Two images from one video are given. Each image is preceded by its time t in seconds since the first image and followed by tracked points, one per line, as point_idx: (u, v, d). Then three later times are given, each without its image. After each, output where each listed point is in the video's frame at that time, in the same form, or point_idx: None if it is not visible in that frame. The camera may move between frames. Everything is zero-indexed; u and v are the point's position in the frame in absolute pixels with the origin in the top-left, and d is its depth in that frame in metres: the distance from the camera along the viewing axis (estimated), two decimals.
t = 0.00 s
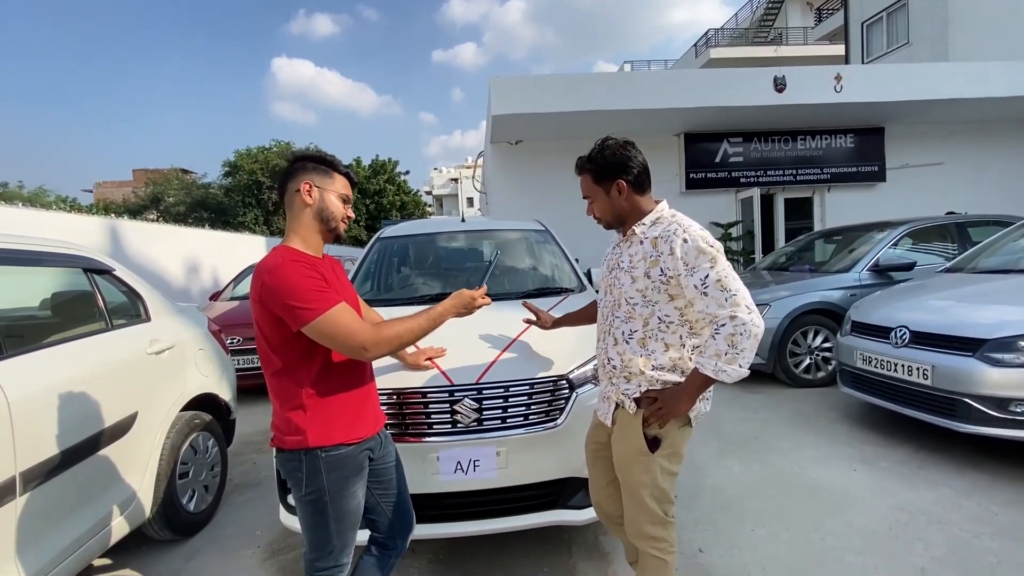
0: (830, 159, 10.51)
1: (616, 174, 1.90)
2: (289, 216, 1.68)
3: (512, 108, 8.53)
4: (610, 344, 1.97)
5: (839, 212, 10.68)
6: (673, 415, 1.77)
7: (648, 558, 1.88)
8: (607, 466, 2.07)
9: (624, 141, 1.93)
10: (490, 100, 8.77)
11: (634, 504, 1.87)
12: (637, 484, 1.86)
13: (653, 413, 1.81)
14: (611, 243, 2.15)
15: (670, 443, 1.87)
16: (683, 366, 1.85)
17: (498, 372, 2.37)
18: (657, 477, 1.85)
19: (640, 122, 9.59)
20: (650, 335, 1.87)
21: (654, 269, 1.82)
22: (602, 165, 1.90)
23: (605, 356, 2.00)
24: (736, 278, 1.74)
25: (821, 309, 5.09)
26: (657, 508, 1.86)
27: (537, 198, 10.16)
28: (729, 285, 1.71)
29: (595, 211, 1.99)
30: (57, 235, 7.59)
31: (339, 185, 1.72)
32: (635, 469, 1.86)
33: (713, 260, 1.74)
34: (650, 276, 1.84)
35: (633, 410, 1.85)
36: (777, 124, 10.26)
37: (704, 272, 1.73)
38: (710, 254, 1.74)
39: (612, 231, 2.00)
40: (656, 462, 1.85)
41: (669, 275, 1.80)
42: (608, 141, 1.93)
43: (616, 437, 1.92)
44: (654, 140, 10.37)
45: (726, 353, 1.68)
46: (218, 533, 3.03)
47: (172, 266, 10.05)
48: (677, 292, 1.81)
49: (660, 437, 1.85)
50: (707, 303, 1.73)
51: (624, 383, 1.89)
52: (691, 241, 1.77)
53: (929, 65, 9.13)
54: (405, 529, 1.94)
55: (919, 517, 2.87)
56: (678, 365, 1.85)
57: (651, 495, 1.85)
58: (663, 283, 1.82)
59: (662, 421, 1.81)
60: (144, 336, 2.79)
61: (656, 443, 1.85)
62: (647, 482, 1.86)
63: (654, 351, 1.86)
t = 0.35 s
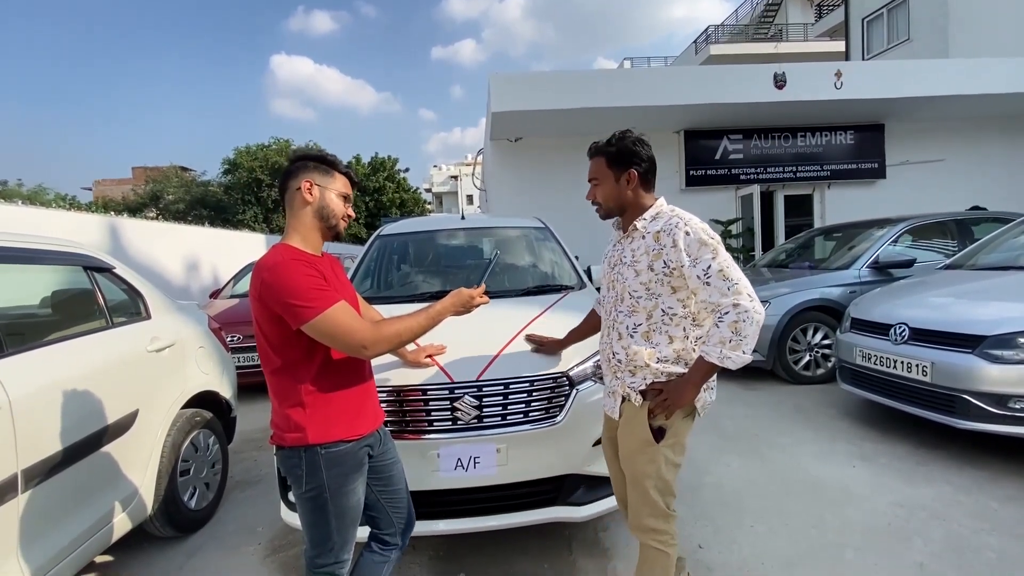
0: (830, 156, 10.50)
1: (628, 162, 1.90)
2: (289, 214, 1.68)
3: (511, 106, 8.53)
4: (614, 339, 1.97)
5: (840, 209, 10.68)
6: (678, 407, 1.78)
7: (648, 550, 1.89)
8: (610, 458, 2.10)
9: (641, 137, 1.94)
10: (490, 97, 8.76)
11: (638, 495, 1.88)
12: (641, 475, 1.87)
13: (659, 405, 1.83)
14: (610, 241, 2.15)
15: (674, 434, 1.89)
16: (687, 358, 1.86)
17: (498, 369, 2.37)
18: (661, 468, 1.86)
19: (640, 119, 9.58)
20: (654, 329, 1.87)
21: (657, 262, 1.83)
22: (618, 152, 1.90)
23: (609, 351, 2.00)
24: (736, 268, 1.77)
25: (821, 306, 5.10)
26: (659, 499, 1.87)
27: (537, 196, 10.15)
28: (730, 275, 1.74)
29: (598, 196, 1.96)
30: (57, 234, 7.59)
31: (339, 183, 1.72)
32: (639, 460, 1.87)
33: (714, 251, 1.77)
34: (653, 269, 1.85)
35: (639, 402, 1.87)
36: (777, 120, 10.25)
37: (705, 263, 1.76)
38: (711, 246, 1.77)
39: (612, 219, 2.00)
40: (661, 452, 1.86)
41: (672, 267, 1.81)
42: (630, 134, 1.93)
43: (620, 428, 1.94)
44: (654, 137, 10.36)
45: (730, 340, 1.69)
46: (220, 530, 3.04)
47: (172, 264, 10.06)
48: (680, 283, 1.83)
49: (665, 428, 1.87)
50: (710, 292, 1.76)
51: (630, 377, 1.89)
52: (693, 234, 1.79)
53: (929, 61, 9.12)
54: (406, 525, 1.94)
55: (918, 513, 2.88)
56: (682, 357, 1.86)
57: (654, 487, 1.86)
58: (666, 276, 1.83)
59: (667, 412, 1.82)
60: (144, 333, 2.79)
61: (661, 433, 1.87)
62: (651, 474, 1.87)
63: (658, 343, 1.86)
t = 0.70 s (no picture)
0: (831, 153, 10.49)
1: (654, 162, 1.96)
2: (284, 211, 1.68)
3: (510, 102, 8.52)
4: (626, 337, 1.98)
5: (840, 205, 10.67)
6: (687, 403, 1.81)
7: (648, 540, 1.89)
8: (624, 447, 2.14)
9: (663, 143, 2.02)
10: (490, 93, 8.75)
11: (638, 487, 1.89)
12: (645, 463, 1.89)
13: (667, 401, 1.84)
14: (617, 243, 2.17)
15: (682, 422, 1.91)
16: (695, 355, 1.87)
17: (498, 366, 2.38)
18: (664, 458, 1.88)
19: (639, 116, 9.57)
20: (663, 327, 1.88)
21: (663, 263, 1.85)
22: (646, 152, 1.95)
23: (620, 349, 2.01)
24: (736, 269, 1.79)
25: (821, 303, 5.10)
26: (661, 487, 1.89)
27: (536, 193, 10.15)
28: (730, 276, 1.76)
29: (617, 188, 1.99)
30: (56, 231, 7.58)
31: (331, 176, 1.70)
32: (646, 444, 1.90)
33: (715, 252, 1.78)
34: (658, 269, 1.87)
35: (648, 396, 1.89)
36: (777, 117, 10.24)
37: (707, 264, 1.77)
38: (712, 247, 1.78)
39: (625, 215, 2.02)
40: (667, 438, 1.89)
41: (677, 267, 1.83)
42: (653, 138, 2.00)
43: (631, 416, 1.97)
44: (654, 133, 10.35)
45: (730, 339, 1.73)
46: (221, 527, 3.05)
47: (172, 261, 10.06)
48: (684, 283, 1.85)
49: (675, 417, 1.88)
50: (711, 292, 1.78)
51: (642, 375, 1.91)
52: (695, 235, 1.80)
53: (929, 57, 9.10)
54: (407, 522, 1.93)
55: (918, 508, 2.89)
56: (691, 355, 1.87)
57: (658, 473, 1.88)
58: (671, 275, 1.85)
59: (677, 407, 1.84)
60: (144, 330, 2.79)
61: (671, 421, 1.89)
62: (655, 463, 1.89)
63: (667, 341, 1.87)
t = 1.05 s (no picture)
0: (831, 149, 10.47)
1: (664, 161, 1.98)
2: (282, 207, 1.68)
3: (510, 99, 8.50)
4: (629, 329, 1.99)
5: (840, 202, 10.65)
6: (690, 394, 1.82)
7: (650, 533, 1.90)
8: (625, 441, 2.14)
9: (672, 142, 2.04)
10: (490, 90, 8.74)
11: (641, 476, 1.91)
12: (648, 453, 1.90)
13: (670, 393, 1.85)
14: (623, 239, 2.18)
15: (684, 415, 1.93)
16: (698, 347, 1.88)
17: (499, 362, 2.38)
18: (668, 448, 1.90)
19: (639, 112, 9.55)
20: (668, 319, 1.89)
21: (669, 256, 1.87)
22: (656, 150, 1.97)
23: (624, 341, 2.02)
24: (742, 262, 1.81)
25: (821, 299, 5.09)
26: (662, 479, 1.90)
27: (536, 190, 10.13)
28: (736, 268, 1.78)
29: (627, 187, 1.99)
30: (56, 228, 7.59)
31: (327, 173, 1.70)
32: (649, 436, 1.91)
33: (721, 246, 1.80)
34: (665, 262, 1.88)
35: (652, 389, 1.89)
36: (777, 113, 10.22)
37: (713, 256, 1.79)
38: (718, 240, 1.80)
39: (633, 212, 2.03)
40: (670, 430, 1.90)
41: (683, 260, 1.85)
42: (663, 137, 2.02)
43: (632, 411, 1.97)
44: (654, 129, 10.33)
45: (734, 328, 1.75)
46: (221, 523, 3.05)
47: (172, 258, 10.06)
48: (690, 276, 1.86)
49: (678, 410, 1.89)
50: (716, 284, 1.80)
51: (644, 367, 1.92)
52: (702, 229, 1.82)
53: (930, 53, 9.07)
54: (407, 518, 1.93)
55: (918, 504, 2.89)
56: (694, 346, 1.88)
57: (660, 465, 1.90)
58: (677, 268, 1.86)
59: (680, 399, 1.84)
60: (144, 327, 2.79)
61: (673, 414, 1.90)
62: (657, 453, 1.90)
63: (671, 333, 1.88)
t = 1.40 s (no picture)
0: (832, 145, 10.46)
1: (660, 159, 1.98)
2: (280, 204, 1.68)
3: (509, 95, 8.49)
4: (629, 324, 1.99)
5: (841, 198, 10.64)
6: (691, 387, 1.82)
7: (651, 527, 1.91)
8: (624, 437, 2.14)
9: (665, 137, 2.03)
10: (490, 86, 8.72)
11: (643, 471, 1.91)
12: (650, 449, 1.90)
13: (671, 386, 1.86)
14: (620, 236, 2.19)
15: (685, 409, 1.93)
16: (698, 340, 1.88)
17: (499, 359, 2.38)
18: (669, 442, 1.90)
19: (640, 109, 9.53)
20: (667, 313, 1.90)
21: (669, 249, 1.88)
22: (652, 147, 1.97)
23: (623, 336, 2.02)
24: (741, 254, 1.83)
25: (821, 296, 5.09)
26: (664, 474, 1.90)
27: (536, 187, 10.12)
28: (736, 260, 1.80)
29: (625, 184, 1.99)
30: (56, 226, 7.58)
31: (324, 169, 1.70)
32: (650, 432, 1.91)
33: (721, 238, 1.82)
34: (665, 256, 1.89)
35: (652, 383, 1.89)
36: (778, 110, 10.20)
37: (713, 249, 1.81)
38: (719, 233, 1.82)
39: (631, 209, 2.03)
40: (672, 425, 1.91)
41: (683, 253, 1.86)
42: (655, 133, 2.01)
43: (633, 407, 1.97)
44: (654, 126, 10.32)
45: (736, 319, 1.76)
46: (222, 520, 3.06)
47: (171, 255, 10.06)
48: (690, 270, 1.87)
49: (678, 404, 1.90)
50: (717, 276, 1.81)
51: (643, 361, 1.91)
52: (702, 222, 1.84)
53: (931, 49, 9.05)
54: (407, 514, 1.94)
55: (918, 500, 2.89)
56: (694, 340, 1.88)
57: (662, 460, 1.90)
58: (677, 262, 1.87)
59: (681, 392, 1.85)
60: (145, 324, 2.80)
61: (674, 409, 1.90)
62: (660, 447, 1.90)
63: (671, 327, 1.89)
